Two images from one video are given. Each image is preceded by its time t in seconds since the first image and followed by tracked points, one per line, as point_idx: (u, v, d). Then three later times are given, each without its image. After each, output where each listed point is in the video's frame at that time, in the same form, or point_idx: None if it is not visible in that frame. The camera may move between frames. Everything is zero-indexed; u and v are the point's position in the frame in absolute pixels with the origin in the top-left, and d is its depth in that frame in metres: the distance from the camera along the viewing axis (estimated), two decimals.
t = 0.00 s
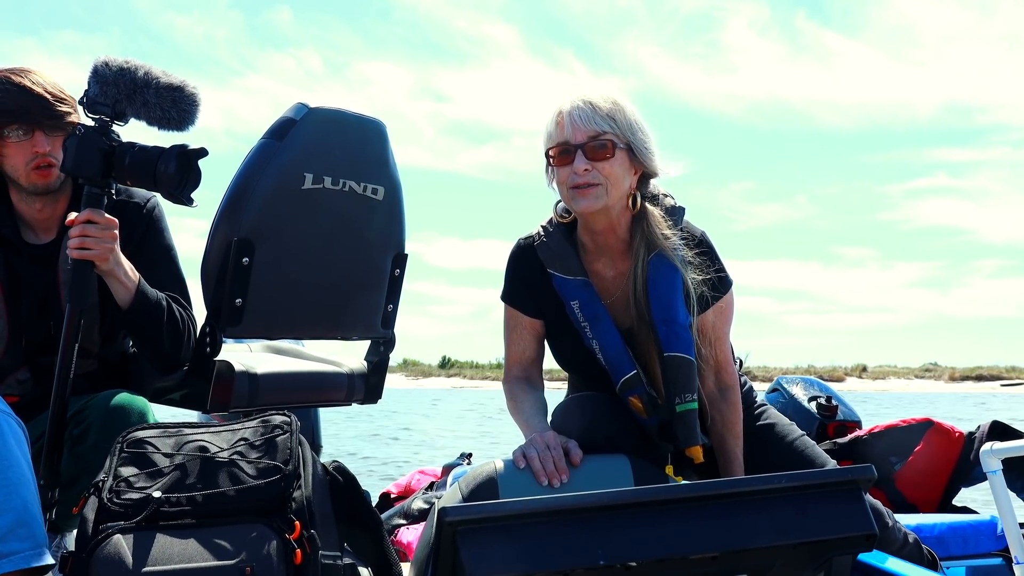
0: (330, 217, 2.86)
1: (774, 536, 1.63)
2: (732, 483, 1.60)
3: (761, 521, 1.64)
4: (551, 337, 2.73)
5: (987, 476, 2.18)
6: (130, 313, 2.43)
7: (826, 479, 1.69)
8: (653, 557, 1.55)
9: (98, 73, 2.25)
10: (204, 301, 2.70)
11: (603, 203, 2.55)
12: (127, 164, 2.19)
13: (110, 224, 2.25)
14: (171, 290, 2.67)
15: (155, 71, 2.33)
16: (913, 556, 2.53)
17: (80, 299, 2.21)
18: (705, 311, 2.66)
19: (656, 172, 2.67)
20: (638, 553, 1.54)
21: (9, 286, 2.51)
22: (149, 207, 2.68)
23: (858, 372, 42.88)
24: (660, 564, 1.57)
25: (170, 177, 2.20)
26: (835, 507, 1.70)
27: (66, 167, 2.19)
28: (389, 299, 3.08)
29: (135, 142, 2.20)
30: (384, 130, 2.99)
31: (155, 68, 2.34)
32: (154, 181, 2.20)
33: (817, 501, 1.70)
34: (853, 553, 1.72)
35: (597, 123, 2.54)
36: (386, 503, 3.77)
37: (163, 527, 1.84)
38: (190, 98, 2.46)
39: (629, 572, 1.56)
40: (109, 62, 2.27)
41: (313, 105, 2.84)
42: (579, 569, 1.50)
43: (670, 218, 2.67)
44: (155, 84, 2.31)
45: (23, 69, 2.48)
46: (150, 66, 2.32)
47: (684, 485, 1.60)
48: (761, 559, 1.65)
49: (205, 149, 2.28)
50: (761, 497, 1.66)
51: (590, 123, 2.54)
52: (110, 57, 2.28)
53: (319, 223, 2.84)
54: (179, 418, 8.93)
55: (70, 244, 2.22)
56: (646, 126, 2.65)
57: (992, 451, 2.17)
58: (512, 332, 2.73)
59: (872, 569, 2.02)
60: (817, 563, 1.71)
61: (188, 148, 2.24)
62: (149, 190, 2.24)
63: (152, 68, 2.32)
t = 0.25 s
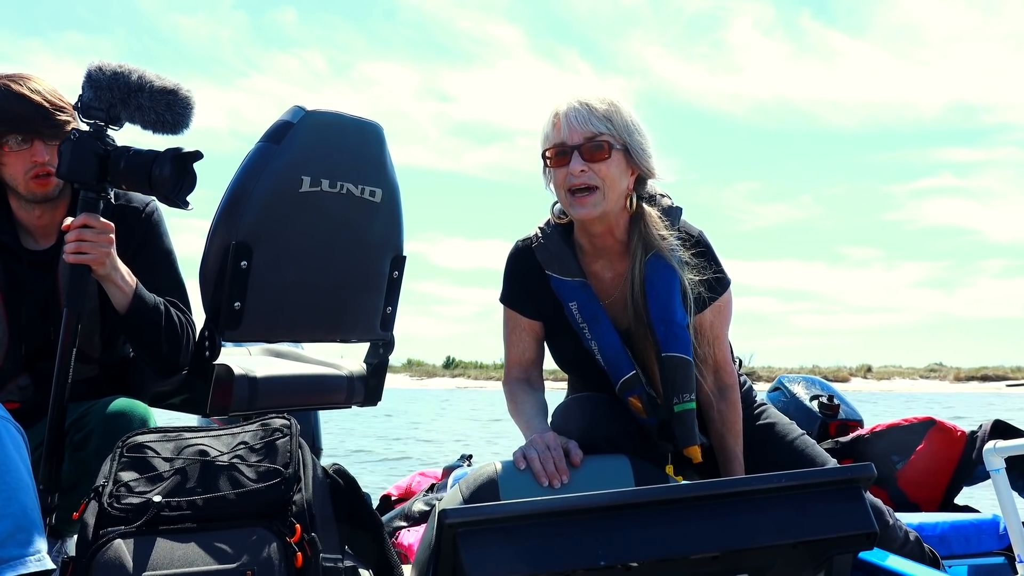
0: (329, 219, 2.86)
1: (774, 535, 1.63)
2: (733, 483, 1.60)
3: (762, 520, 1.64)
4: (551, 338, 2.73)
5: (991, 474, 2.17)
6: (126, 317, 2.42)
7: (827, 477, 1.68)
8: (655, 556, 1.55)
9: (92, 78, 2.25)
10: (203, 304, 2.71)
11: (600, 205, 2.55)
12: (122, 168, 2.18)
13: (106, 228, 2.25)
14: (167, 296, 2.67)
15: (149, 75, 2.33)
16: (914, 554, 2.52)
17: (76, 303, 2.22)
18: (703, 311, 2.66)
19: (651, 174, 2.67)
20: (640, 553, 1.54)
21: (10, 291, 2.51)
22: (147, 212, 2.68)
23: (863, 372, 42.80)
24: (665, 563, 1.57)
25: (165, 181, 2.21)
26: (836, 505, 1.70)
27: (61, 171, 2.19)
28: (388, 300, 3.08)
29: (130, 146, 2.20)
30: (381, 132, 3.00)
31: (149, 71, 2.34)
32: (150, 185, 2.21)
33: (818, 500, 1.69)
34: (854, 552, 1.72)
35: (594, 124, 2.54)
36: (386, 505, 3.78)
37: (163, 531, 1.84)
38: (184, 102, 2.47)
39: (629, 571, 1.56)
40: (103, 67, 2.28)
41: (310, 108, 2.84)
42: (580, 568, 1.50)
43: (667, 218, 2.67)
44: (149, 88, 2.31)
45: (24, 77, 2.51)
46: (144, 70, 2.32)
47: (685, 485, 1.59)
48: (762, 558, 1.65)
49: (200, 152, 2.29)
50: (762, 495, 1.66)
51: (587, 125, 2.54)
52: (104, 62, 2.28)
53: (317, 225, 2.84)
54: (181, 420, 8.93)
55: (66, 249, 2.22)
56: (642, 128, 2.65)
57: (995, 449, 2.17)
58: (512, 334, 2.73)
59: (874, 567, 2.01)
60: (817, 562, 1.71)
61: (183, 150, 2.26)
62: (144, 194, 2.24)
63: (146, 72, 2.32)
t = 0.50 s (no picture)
0: (329, 219, 2.86)
1: (775, 535, 1.63)
2: (733, 483, 1.59)
3: (763, 520, 1.63)
4: (551, 339, 2.72)
5: (988, 471, 2.16)
6: (124, 316, 2.42)
7: (828, 477, 1.68)
8: (655, 557, 1.54)
9: (85, 78, 2.26)
10: (204, 303, 2.71)
11: (580, 210, 2.56)
12: (116, 166, 2.20)
13: (101, 227, 2.25)
14: (167, 295, 2.68)
15: (141, 74, 2.33)
16: (914, 552, 2.51)
17: (73, 302, 2.23)
18: (701, 313, 2.65)
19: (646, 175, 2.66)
20: (640, 553, 1.53)
21: (9, 292, 2.52)
22: (146, 213, 2.69)
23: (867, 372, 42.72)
24: (666, 564, 1.57)
25: (158, 178, 2.20)
26: (837, 504, 1.69)
27: (55, 171, 2.19)
28: (389, 300, 3.09)
29: (124, 144, 2.21)
30: (382, 132, 2.99)
31: (141, 70, 2.35)
32: (143, 182, 2.20)
33: (818, 499, 1.69)
34: (855, 551, 1.71)
35: (574, 129, 2.55)
36: (387, 505, 3.77)
37: (164, 531, 1.84)
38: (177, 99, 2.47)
39: (630, 572, 1.55)
40: (96, 66, 2.28)
41: (310, 108, 2.84)
42: (581, 569, 1.49)
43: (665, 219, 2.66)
44: (141, 87, 2.31)
45: (24, 78, 2.55)
46: (136, 69, 2.33)
47: (687, 485, 1.59)
48: (763, 557, 1.64)
49: (194, 150, 2.29)
50: (762, 495, 1.65)
51: (567, 129, 2.55)
52: (96, 62, 2.29)
53: (318, 225, 2.84)
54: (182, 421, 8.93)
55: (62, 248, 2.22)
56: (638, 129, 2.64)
57: (995, 447, 2.16)
58: (512, 334, 2.73)
59: (876, 567, 2.00)
60: (819, 562, 1.71)
61: (176, 149, 2.25)
62: (138, 192, 2.25)
63: (138, 70, 2.32)
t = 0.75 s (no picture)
0: (330, 219, 2.87)
1: (775, 535, 1.62)
2: (734, 483, 1.59)
3: (763, 520, 1.63)
4: (551, 340, 2.73)
5: (987, 471, 2.16)
6: (126, 315, 2.43)
7: (828, 478, 1.68)
8: (655, 557, 1.54)
9: (88, 76, 2.27)
10: (205, 303, 2.71)
11: (581, 211, 2.56)
12: (118, 164, 2.19)
13: (104, 225, 2.25)
14: (169, 296, 2.68)
15: (144, 72, 2.33)
16: (914, 552, 2.51)
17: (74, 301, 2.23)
18: (702, 313, 2.65)
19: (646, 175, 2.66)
20: (639, 553, 1.53)
21: (10, 290, 2.52)
22: (146, 214, 2.69)
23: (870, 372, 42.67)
24: (665, 564, 1.56)
25: (161, 177, 2.21)
26: (836, 505, 1.69)
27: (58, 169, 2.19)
28: (389, 300, 3.09)
29: (126, 143, 2.21)
30: (383, 131, 2.99)
31: (143, 69, 2.34)
32: (145, 181, 2.22)
33: (818, 500, 1.69)
34: (855, 552, 1.71)
35: (574, 131, 2.54)
36: (386, 504, 3.78)
37: (164, 529, 1.84)
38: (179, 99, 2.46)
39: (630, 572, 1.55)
40: (98, 65, 2.29)
41: (312, 107, 2.85)
42: (581, 568, 1.49)
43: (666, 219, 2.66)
44: (144, 85, 2.31)
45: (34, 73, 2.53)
46: (139, 67, 2.33)
47: (689, 484, 1.59)
48: (763, 558, 1.64)
49: (196, 149, 2.30)
50: (762, 496, 1.65)
51: (567, 131, 2.55)
52: (99, 60, 2.29)
53: (319, 225, 2.84)
54: (184, 420, 8.94)
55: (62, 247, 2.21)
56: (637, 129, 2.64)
57: (992, 447, 2.16)
58: (512, 334, 2.73)
59: (875, 568, 2.00)
60: (818, 562, 1.70)
61: (178, 147, 2.26)
62: (139, 190, 2.25)
63: (141, 69, 2.32)
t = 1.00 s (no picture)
0: (329, 221, 2.87)
1: (774, 538, 1.62)
2: (733, 485, 1.58)
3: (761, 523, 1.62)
4: (551, 341, 2.72)
5: (987, 474, 2.15)
6: (125, 316, 2.42)
7: (828, 480, 1.67)
8: (653, 559, 1.53)
9: (86, 78, 2.26)
10: (204, 304, 2.70)
11: (582, 214, 2.56)
12: (116, 167, 2.21)
13: (102, 228, 2.24)
14: (169, 297, 2.67)
15: (143, 74, 2.33)
16: (915, 555, 2.50)
17: (74, 303, 2.23)
18: (702, 315, 2.64)
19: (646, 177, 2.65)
20: (638, 556, 1.52)
21: (10, 291, 2.53)
22: (147, 216, 2.69)
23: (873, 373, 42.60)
24: (664, 566, 1.55)
25: (158, 179, 2.20)
26: (835, 507, 1.68)
27: (56, 172, 2.20)
28: (389, 301, 3.09)
29: (124, 144, 2.22)
30: (382, 133, 2.99)
31: (142, 71, 2.34)
32: (143, 183, 2.21)
33: (817, 502, 1.68)
34: (855, 554, 1.70)
35: (573, 132, 2.53)
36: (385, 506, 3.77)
37: (163, 532, 1.84)
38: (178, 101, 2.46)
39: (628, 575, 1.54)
40: (97, 67, 2.28)
41: (311, 109, 2.84)
42: (578, 571, 1.48)
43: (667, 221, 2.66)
44: (142, 87, 2.31)
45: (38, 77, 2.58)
46: (138, 70, 2.33)
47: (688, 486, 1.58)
48: (762, 560, 1.63)
49: (195, 151, 2.29)
50: (760, 498, 1.64)
51: (567, 133, 2.54)
52: (98, 63, 2.29)
53: (318, 226, 2.84)
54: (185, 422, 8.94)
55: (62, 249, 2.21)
56: (637, 130, 2.63)
57: (993, 449, 2.15)
58: (512, 336, 2.73)
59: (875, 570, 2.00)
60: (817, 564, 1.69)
61: (176, 150, 2.25)
62: (138, 192, 2.25)
63: (140, 71, 2.32)
